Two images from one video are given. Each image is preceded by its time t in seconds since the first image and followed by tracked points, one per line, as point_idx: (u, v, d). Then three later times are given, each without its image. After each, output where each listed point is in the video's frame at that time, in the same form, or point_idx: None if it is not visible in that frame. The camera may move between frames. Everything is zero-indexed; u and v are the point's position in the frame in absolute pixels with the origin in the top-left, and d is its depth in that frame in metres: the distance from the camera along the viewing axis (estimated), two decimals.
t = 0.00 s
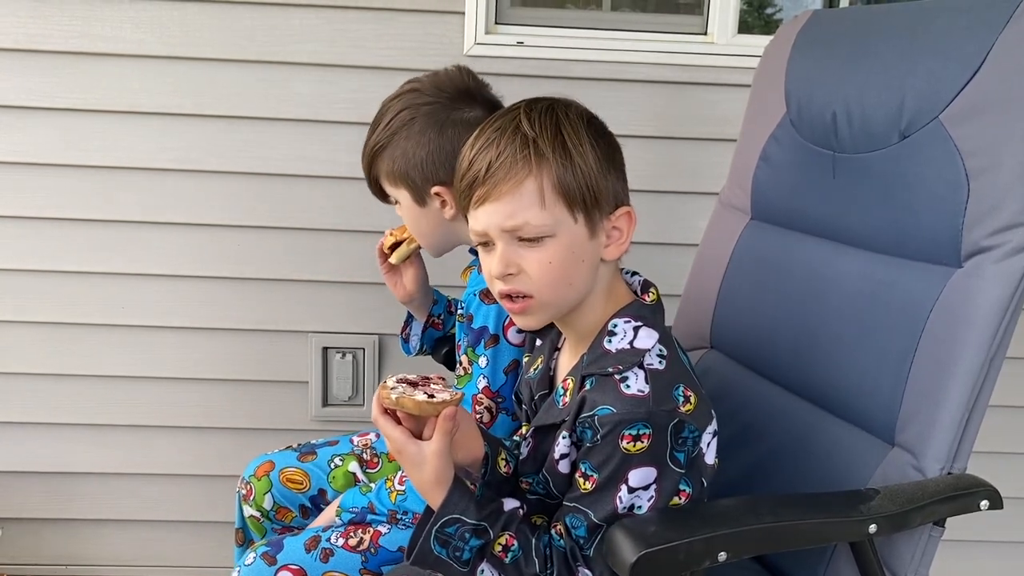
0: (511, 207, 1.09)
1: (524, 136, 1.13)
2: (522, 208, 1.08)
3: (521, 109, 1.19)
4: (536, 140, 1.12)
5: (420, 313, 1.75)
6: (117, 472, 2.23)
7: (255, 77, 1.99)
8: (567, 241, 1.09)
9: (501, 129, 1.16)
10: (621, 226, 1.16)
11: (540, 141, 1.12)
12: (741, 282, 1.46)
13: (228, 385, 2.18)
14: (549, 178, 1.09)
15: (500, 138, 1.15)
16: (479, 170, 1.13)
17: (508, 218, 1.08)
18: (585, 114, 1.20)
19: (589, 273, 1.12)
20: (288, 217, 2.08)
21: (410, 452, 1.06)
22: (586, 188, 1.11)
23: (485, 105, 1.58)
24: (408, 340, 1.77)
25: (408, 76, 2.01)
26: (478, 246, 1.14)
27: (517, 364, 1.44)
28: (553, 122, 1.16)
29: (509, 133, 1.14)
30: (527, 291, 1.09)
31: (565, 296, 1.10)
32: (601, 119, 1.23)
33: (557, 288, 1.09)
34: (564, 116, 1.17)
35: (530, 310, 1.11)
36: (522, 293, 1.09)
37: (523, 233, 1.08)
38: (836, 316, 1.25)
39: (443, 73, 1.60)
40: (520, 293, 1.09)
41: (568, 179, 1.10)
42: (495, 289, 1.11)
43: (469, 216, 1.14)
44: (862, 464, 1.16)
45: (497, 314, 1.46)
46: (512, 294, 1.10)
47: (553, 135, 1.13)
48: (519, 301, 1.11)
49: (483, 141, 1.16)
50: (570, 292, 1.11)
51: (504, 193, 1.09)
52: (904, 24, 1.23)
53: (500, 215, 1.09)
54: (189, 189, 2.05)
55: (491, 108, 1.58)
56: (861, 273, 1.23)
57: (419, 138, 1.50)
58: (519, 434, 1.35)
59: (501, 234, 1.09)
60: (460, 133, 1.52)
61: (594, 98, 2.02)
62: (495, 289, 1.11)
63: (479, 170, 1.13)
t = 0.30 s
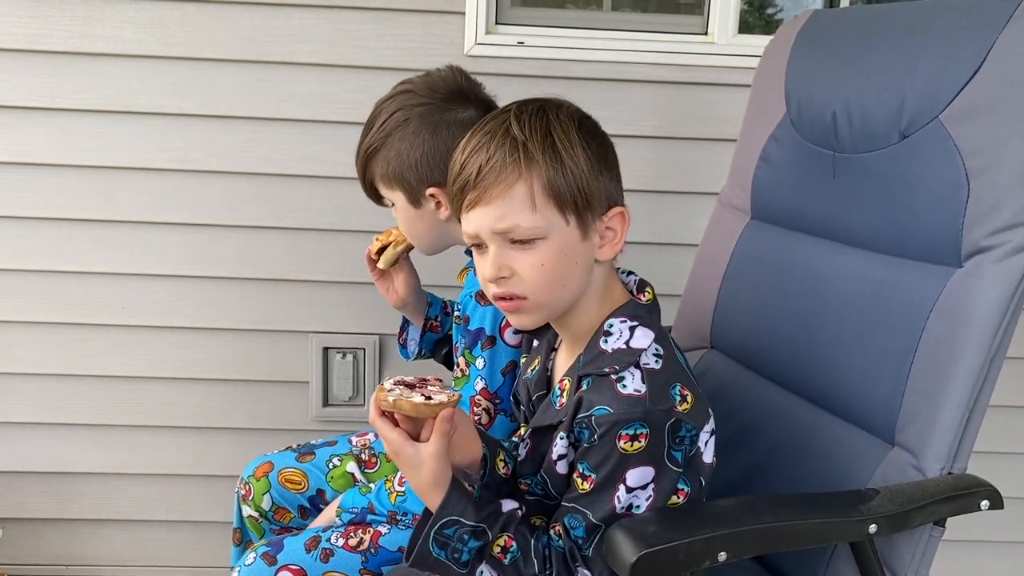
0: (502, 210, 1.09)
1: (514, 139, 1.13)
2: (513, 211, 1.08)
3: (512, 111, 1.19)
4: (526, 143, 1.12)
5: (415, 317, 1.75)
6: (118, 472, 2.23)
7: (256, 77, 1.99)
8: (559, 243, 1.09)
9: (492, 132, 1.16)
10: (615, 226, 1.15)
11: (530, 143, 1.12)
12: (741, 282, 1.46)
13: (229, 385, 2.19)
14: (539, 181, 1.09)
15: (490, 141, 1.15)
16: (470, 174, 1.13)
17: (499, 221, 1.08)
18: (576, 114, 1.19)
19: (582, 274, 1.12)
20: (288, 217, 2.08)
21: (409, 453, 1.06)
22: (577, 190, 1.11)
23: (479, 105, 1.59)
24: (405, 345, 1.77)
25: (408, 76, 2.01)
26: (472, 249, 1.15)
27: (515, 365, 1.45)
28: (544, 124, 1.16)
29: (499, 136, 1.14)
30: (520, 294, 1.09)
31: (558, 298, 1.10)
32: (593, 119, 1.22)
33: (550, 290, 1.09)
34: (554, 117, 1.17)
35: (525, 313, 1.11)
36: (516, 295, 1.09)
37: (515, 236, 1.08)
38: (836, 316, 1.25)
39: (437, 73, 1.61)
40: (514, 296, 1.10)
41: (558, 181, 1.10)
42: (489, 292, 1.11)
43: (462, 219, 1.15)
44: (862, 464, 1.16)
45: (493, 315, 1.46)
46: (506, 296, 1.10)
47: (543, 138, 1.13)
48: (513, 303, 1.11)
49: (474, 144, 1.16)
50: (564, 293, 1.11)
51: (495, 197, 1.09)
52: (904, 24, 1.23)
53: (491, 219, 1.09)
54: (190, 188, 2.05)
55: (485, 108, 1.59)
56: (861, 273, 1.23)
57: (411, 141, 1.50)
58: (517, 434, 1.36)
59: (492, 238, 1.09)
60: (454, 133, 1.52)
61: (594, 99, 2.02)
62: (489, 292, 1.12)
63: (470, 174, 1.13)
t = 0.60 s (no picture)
0: (496, 220, 1.09)
1: (506, 149, 1.12)
2: (506, 222, 1.09)
3: (506, 117, 1.17)
4: (517, 153, 1.11)
5: (414, 324, 1.73)
6: (118, 472, 2.23)
7: (257, 77, 1.99)
8: (554, 251, 1.09)
9: (485, 139, 1.16)
10: (614, 229, 1.15)
11: (521, 152, 1.11)
12: (742, 282, 1.46)
13: (229, 385, 2.19)
14: (531, 192, 1.09)
15: (481, 150, 1.14)
16: (463, 184, 1.13)
17: (493, 231, 1.09)
18: (572, 118, 1.18)
19: (580, 279, 1.12)
20: (289, 217, 2.08)
21: (409, 454, 1.05)
22: (570, 197, 1.10)
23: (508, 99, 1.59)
24: (404, 352, 1.75)
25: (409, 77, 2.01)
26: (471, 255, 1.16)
27: (515, 365, 1.45)
28: (536, 130, 1.15)
29: (491, 145, 1.14)
30: (517, 302, 1.10)
31: (557, 304, 1.11)
32: (591, 119, 1.21)
33: (547, 297, 1.10)
34: (546, 123, 1.16)
35: (524, 318, 1.12)
36: (513, 303, 1.11)
37: (509, 246, 1.09)
38: (836, 316, 1.25)
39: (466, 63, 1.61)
40: (512, 303, 1.11)
41: (551, 191, 1.09)
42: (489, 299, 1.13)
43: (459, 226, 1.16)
44: (863, 464, 1.16)
45: (494, 316, 1.46)
46: (505, 303, 1.12)
47: (535, 146, 1.12)
48: (512, 309, 1.12)
49: (467, 153, 1.16)
50: (562, 299, 1.12)
51: (488, 208, 1.09)
52: (905, 23, 1.23)
53: (485, 230, 1.09)
54: (190, 189, 2.05)
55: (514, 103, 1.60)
56: (861, 273, 1.23)
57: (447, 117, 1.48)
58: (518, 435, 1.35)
59: (489, 247, 1.10)
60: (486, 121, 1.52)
61: (595, 99, 2.02)
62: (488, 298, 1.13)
63: (464, 183, 1.13)
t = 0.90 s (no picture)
0: (494, 217, 1.09)
1: (505, 146, 1.12)
2: (503, 220, 1.09)
3: (506, 115, 1.18)
4: (516, 151, 1.11)
5: (412, 326, 1.73)
6: (119, 472, 2.23)
7: (257, 77, 1.99)
8: (550, 250, 1.09)
9: (485, 136, 1.16)
10: (612, 229, 1.15)
11: (520, 149, 1.11)
12: (742, 283, 1.46)
13: (230, 385, 2.19)
14: (528, 189, 1.09)
15: (480, 147, 1.14)
16: (463, 180, 1.13)
17: (490, 229, 1.09)
18: (573, 117, 1.18)
19: (577, 279, 1.12)
20: (289, 218, 2.08)
21: (411, 454, 1.06)
22: (568, 196, 1.10)
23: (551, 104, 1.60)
24: (403, 353, 1.76)
25: (410, 77, 2.01)
26: (471, 252, 1.16)
27: (508, 364, 1.45)
28: (535, 127, 1.15)
29: (491, 142, 1.14)
30: (514, 300, 1.10)
31: (553, 304, 1.11)
32: (593, 118, 1.21)
33: (543, 296, 1.10)
34: (547, 120, 1.16)
35: (521, 317, 1.12)
36: (509, 302, 1.11)
37: (506, 243, 1.09)
38: (835, 317, 1.25)
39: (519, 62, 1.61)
40: (509, 301, 1.11)
41: (549, 189, 1.10)
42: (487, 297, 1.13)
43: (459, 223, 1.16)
44: (863, 464, 1.16)
45: (485, 315, 1.46)
46: (502, 301, 1.11)
47: (534, 144, 1.12)
48: (510, 308, 1.12)
49: (467, 150, 1.16)
50: (559, 298, 1.11)
51: (486, 205, 1.10)
52: (905, 24, 1.23)
53: (483, 227, 1.10)
54: (191, 190, 2.05)
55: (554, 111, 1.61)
56: (862, 274, 1.24)
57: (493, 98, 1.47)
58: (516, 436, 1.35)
59: (487, 244, 1.10)
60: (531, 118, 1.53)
61: (595, 99, 2.02)
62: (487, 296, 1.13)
63: (464, 180, 1.13)
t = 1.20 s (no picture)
0: (488, 214, 1.10)
1: (501, 143, 1.13)
2: (498, 216, 1.09)
3: (503, 114, 1.18)
4: (512, 148, 1.12)
5: (413, 325, 1.73)
6: (119, 473, 2.23)
7: (258, 78, 1.99)
8: (544, 247, 1.09)
9: (483, 134, 1.17)
10: (609, 228, 1.15)
11: (516, 146, 1.12)
12: (744, 284, 1.46)
13: (231, 386, 2.19)
14: (523, 186, 1.09)
15: (477, 144, 1.15)
16: (460, 177, 1.14)
17: (485, 225, 1.10)
18: (571, 115, 1.18)
19: (572, 276, 1.12)
20: (291, 218, 2.08)
21: (416, 450, 1.05)
22: (563, 194, 1.10)
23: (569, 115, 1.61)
24: (404, 353, 1.75)
25: (412, 78, 2.01)
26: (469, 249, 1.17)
27: (510, 360, 1.45)
28: (532, 125, 1.15)
29: (487, 139, 1.15)
30: (509, 297, 1.10)
31: (548, 301, 1.11)
32: (592, 117, 1.21)
33: (538, 293, 1.10)
34: (543, 117, 1.16)
35: (516, 314, 1.12)
36: (505, 298, 1.11)
37: (501, 240, 1.09)
38: (836, 317, 1.25)
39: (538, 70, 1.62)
40: (505, 298, 1.11)
41: (544, 186, 1.10)
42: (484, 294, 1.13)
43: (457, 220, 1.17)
44: (864, 463, 1.16)
45: (488, 311, 1.46)
46: (498, 298, 1.12)
47: (531, 141, 1.13)
48: (506, 305, 1.12)
49: (465, 147, 1.17)
50: (554, 295, 1.11)
51: (482, 201, 1.10)
52: (906, 25, 1.23)
53: (478, 223, 1.10)
54: (192, 190, 2.05)
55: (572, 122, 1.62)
56: (863, 274, 1.23)
57: (519, 96, 1.48)
58: (517, 437, 1.35)
59: (483, 240, 1.10)
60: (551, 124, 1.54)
61: (597, 99, 2.02)
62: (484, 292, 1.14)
63: (461, 177, 1.14)
